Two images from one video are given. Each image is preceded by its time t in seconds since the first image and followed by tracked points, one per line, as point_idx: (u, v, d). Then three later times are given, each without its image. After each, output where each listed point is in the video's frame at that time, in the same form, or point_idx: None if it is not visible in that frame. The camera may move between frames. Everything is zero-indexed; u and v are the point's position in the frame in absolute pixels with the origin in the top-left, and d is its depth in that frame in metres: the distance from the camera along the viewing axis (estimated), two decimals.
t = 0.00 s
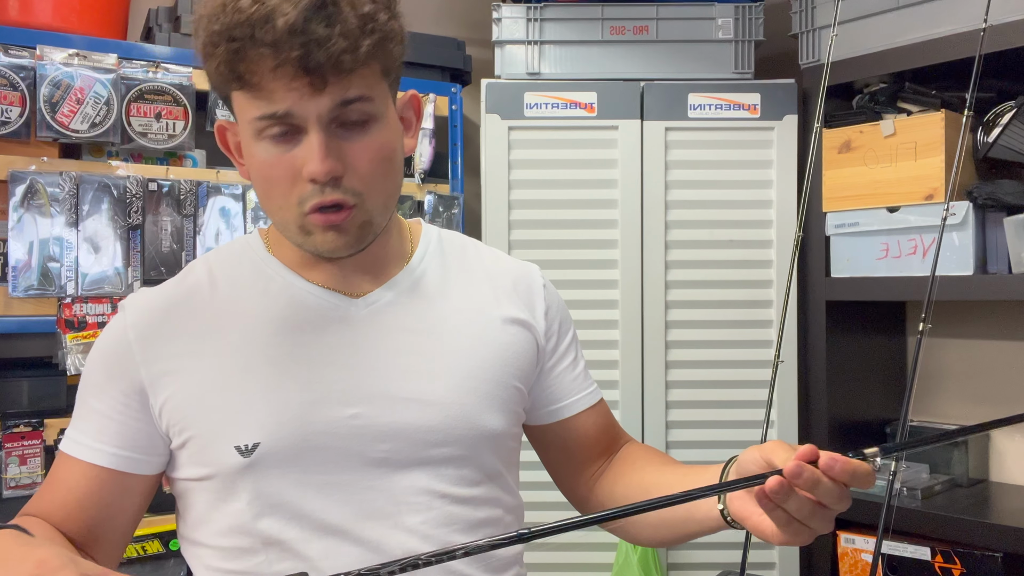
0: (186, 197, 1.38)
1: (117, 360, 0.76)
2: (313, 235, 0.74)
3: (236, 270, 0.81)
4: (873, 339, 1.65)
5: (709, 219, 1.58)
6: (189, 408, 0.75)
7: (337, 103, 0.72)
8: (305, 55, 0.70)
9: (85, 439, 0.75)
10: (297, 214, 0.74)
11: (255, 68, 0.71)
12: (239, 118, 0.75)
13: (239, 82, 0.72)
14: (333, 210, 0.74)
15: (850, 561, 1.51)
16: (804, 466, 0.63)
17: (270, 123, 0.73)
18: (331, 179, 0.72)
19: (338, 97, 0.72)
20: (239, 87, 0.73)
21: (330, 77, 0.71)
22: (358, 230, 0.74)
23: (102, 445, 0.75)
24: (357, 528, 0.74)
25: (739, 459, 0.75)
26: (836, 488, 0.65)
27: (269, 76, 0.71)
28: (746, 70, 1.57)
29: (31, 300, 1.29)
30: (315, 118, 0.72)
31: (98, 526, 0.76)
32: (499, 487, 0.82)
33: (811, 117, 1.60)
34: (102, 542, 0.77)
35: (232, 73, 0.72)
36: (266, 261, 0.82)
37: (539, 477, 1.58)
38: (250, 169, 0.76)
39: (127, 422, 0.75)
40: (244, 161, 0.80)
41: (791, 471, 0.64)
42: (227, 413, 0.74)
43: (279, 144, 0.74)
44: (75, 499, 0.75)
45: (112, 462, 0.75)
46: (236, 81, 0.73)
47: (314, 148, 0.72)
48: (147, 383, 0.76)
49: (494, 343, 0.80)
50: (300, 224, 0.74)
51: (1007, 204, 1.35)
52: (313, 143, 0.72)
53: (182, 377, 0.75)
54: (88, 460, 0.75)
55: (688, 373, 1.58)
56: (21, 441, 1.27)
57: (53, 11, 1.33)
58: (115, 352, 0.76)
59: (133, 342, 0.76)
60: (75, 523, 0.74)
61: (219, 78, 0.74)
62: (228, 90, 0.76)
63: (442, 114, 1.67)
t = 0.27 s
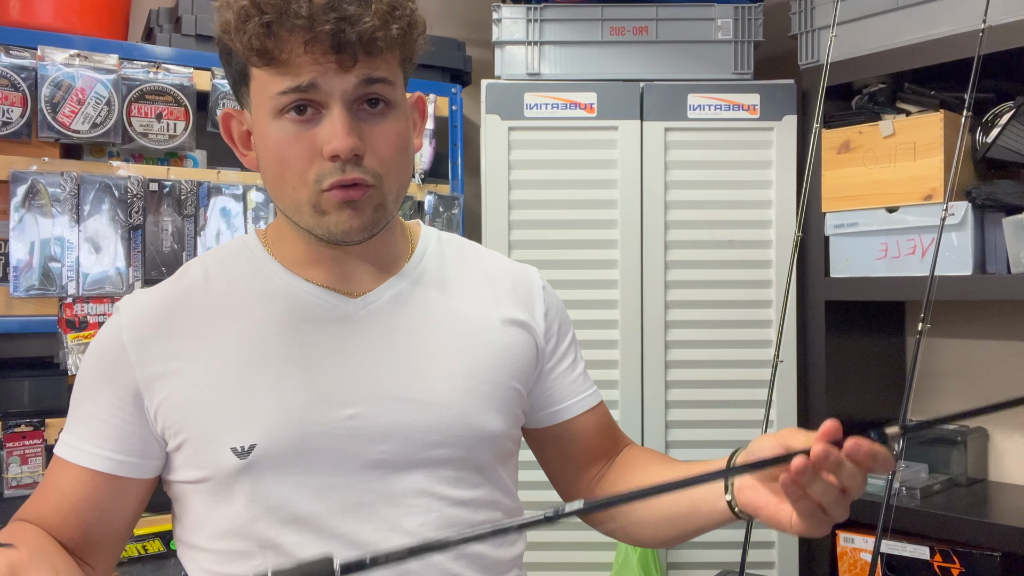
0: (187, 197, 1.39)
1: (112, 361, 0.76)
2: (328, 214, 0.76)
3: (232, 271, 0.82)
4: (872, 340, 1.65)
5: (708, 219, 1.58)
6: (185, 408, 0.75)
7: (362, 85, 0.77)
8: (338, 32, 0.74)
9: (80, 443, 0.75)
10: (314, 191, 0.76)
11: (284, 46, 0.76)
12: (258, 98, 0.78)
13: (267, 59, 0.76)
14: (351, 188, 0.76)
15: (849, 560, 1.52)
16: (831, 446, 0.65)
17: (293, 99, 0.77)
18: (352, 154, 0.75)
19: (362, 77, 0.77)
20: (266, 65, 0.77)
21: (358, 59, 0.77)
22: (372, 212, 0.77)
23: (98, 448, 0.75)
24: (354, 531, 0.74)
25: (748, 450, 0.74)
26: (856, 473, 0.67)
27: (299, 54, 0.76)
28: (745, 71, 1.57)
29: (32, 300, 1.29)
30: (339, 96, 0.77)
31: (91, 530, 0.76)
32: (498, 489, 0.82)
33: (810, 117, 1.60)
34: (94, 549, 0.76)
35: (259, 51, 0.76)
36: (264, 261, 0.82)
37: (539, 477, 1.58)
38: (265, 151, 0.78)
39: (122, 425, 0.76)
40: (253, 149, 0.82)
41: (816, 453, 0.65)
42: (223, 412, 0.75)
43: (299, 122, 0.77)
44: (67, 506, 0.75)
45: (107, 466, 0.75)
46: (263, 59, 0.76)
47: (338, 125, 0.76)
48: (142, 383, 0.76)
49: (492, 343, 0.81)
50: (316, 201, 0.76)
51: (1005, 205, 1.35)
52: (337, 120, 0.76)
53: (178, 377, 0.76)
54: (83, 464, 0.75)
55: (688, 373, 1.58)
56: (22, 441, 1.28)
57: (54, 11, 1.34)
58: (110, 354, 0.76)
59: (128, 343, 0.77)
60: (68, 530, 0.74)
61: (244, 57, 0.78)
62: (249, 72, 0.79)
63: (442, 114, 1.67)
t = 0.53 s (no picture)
0: (188, 198, 1.39)
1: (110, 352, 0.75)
2: (324, 207, 0.76)
3: (231, 266, 0.82)
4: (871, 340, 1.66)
5: (708, 219, 1.59)
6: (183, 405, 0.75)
7: (360, 79, 0.77)
8: (338, 25, 0.75)
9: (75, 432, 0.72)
10: (309, 183, 0.76)
11: (284, 37, 0.76)
12: (257, 89, 0.78)
13: (266, 48, 0.76)
14: (346, 181, 0.76)
15: (848, 559, 1.52)
16: (834, 338, 0.58)
17: (291, 90, 0.76)
18: (348, 146, 0.75)
19: (361, 71, 0.77)
20: (266, 55, 0.77)
21: (358, 53, 0.76)
22: (366, 206, 0.77)
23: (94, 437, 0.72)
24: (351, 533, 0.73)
25: (765, 369, 0.69)
26: (875, 361, 0.59)
27: (299, 45, 0.76)
28: (745, 72, 1.58)
29: (32, 300, 1.29)
30: (338, 88, 0.76)
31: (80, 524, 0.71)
32: (496, 491, 0.82)
33: (809, 118, 1.61)
34: (87, 548, 0.71)
35: (259, 42, 0.76)
36: (262, 258, 0.82)
37: (539, 477, 1.58)
38: (261, 142, 0.78)
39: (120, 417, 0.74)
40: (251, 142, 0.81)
41: (819, 346, 0.59)
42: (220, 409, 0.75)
43: (296, 114, 0.77)
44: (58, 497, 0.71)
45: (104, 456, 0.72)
46: (263, 51, 0.77)
47: (334, 118, 0.75)
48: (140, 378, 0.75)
49: (489, 342, 0.81)
50: (311, 193, 0.76)
51: (1005, 205, 1.35)
52: (334, 112, 0.76)
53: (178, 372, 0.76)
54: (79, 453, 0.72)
55: (687, 373, 1.58)
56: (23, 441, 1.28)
57: (55, 11, 1.34)
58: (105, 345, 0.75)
59: (126, 334, 0.76)
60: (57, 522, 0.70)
61: (244, 46, 0.78)
62: (249, 64, 0.79)
63: (442, 114, 1.68)
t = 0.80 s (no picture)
0: (188, 198, 1.39)
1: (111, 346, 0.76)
2: (321, 201, 0.76)
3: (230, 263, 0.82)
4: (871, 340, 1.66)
5: (707, 219, 1.59)
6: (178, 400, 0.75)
7: (359, 75, 0.78)
8: (338, 21, 0.75)
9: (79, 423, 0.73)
10: (306, 178, 0.76)
11: (284, 32, 0.76)
12: (256, 85, 0.79)
13: (266, 43, 0.77)
14: (344, 176, 0.77)
15: (847, 559, 1.52)
16: (837, 274, 0.63)
17: (289, 85, 0.77)
18: (345, 141, 0.75)
19: (359, 67, 0.77)
20: (265, 49, 0.77)
21: (357, 48, 0.77)
22: (363, 202, 0.77)
23: (97, 427, 0.73)
24: (348, 533, 0.74)
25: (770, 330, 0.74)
26: (877, 300, 0.64)
27: (298, 40, 0.76)
28: (744, 72, 1.58)
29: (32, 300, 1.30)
30: (336, 84, 0.77)
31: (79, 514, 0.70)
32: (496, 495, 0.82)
33: (809, 119, 1.61)
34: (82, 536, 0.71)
35: (258, 37, 0.77)
36: (259, 257, 0.83)
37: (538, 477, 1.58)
38: (259, 137, 0.79)
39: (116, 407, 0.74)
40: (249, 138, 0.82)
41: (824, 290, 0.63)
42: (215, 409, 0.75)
43: (294, 109, 0.77)
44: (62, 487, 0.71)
45: (111, 446, 0.73)
46: (262, 45, 0.77)
47: (333, 113, 0.76)
48: (136, 372, 0.76)
49: (485, 345, 0.82)
50: (308, 188, 0.76)
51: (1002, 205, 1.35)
52: (333, 107, 0.76)
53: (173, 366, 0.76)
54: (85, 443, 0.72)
55: (686, 373, 1.59)
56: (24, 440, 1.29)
57: (56, 13, 1.35)
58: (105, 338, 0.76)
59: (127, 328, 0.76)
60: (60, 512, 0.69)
61: (243, 41, 0.78)
62: (248, 59, 0.80)
63: (443, 115, 1.68)
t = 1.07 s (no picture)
0: (189, 199, 1.40)
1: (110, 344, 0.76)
2: (317, 196, 0.77)
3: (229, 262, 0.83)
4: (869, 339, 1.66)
5: (706, 219, 1.60)
6: (177, 399, 0.76)
7: (358, 71, 0.78)
8: (337, 15, 0.76)
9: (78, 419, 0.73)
10: (303, 172, 0.77)
11: (282, 27, 0.77)
12: (254, 79, 0.80)
13: (264, 36, 0.77)
14: (340, 172, 0.77)
15: (846, 557, 1.53)
16: (840, 256, 0.65)
17: (287, 79, 0.78)
18: (343, 136, 0.76)
19: (357, 62, 0.78)
20: (264, 43, 0.78)
21: (356, 44, 0.78)
22: (360, 197, 0.78)
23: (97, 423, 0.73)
24: (346, 531, 0.74)
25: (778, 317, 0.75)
26: (883, 283, 0.66)
27: (297, 34, 0.77)
28: (743, 73, 1.58)
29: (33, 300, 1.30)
30: (335, 79, 0.78)
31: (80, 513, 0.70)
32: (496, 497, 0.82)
33: (808, 119, 1.61)
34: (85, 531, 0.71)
35: (257, 31, 0.77)
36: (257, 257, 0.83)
37: (538, 476, 1.58)
38: (257, 131, 0.79)
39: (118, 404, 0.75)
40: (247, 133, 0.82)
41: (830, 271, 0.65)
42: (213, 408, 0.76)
43: (292, 103, 0.78)
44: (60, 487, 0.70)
45: (109, 442, 0.73)
46: (260, 39, 0.78)
47: (331, 108, 0.76)
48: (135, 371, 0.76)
49: (483, 345, 0.82)
50: (305, 183, 0.77)
51: (1001, 206, 1.35)
52: (331, 102, 0.77)
53: (171, 366, 0.77)
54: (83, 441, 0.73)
55: (686, 373, 1.60)
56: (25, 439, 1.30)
57: (57, 13, 1.35)
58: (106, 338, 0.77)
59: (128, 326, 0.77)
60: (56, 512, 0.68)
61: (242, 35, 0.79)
62: (247, 53, 0.81)
63: (442, 115, 1.69)
